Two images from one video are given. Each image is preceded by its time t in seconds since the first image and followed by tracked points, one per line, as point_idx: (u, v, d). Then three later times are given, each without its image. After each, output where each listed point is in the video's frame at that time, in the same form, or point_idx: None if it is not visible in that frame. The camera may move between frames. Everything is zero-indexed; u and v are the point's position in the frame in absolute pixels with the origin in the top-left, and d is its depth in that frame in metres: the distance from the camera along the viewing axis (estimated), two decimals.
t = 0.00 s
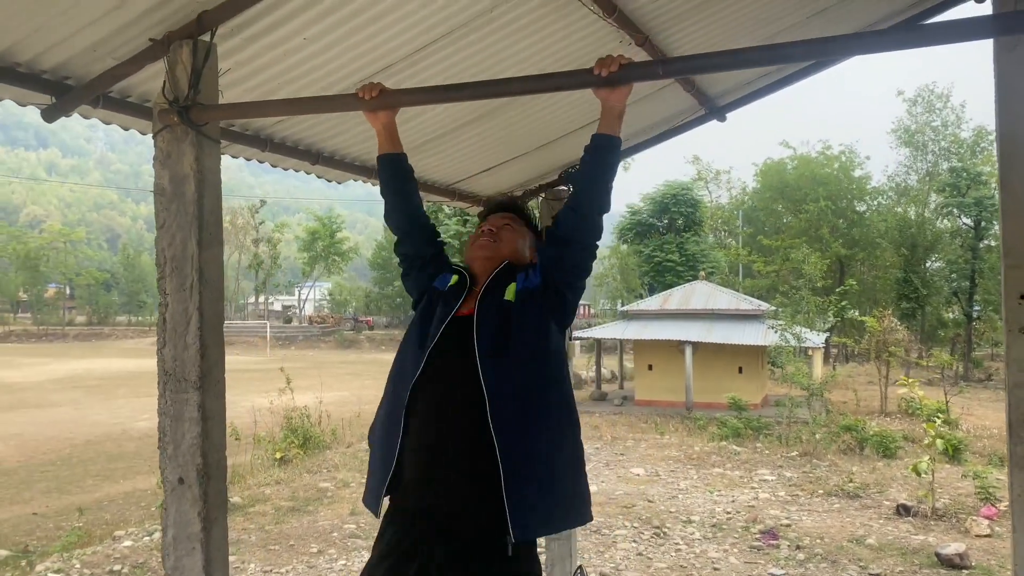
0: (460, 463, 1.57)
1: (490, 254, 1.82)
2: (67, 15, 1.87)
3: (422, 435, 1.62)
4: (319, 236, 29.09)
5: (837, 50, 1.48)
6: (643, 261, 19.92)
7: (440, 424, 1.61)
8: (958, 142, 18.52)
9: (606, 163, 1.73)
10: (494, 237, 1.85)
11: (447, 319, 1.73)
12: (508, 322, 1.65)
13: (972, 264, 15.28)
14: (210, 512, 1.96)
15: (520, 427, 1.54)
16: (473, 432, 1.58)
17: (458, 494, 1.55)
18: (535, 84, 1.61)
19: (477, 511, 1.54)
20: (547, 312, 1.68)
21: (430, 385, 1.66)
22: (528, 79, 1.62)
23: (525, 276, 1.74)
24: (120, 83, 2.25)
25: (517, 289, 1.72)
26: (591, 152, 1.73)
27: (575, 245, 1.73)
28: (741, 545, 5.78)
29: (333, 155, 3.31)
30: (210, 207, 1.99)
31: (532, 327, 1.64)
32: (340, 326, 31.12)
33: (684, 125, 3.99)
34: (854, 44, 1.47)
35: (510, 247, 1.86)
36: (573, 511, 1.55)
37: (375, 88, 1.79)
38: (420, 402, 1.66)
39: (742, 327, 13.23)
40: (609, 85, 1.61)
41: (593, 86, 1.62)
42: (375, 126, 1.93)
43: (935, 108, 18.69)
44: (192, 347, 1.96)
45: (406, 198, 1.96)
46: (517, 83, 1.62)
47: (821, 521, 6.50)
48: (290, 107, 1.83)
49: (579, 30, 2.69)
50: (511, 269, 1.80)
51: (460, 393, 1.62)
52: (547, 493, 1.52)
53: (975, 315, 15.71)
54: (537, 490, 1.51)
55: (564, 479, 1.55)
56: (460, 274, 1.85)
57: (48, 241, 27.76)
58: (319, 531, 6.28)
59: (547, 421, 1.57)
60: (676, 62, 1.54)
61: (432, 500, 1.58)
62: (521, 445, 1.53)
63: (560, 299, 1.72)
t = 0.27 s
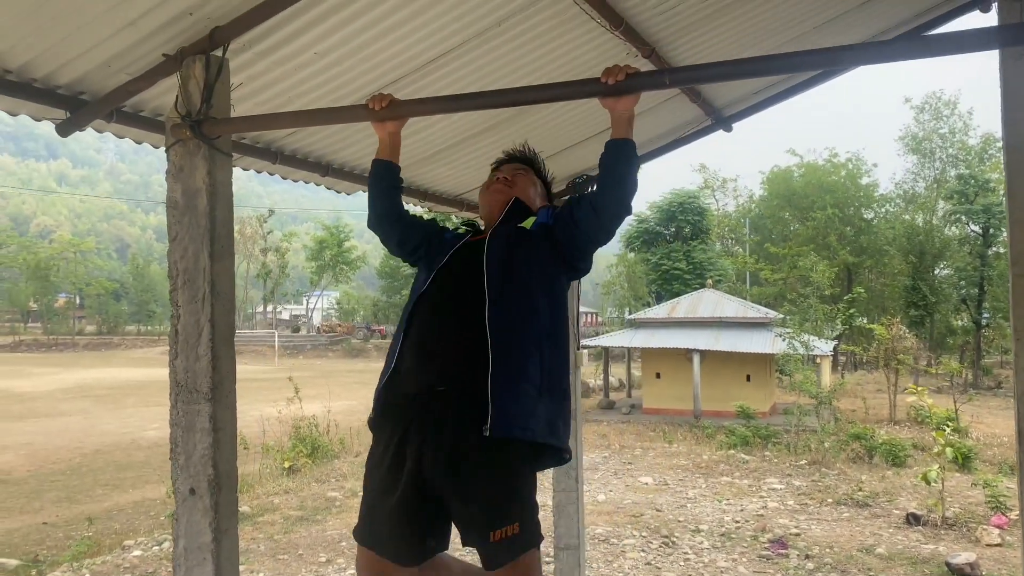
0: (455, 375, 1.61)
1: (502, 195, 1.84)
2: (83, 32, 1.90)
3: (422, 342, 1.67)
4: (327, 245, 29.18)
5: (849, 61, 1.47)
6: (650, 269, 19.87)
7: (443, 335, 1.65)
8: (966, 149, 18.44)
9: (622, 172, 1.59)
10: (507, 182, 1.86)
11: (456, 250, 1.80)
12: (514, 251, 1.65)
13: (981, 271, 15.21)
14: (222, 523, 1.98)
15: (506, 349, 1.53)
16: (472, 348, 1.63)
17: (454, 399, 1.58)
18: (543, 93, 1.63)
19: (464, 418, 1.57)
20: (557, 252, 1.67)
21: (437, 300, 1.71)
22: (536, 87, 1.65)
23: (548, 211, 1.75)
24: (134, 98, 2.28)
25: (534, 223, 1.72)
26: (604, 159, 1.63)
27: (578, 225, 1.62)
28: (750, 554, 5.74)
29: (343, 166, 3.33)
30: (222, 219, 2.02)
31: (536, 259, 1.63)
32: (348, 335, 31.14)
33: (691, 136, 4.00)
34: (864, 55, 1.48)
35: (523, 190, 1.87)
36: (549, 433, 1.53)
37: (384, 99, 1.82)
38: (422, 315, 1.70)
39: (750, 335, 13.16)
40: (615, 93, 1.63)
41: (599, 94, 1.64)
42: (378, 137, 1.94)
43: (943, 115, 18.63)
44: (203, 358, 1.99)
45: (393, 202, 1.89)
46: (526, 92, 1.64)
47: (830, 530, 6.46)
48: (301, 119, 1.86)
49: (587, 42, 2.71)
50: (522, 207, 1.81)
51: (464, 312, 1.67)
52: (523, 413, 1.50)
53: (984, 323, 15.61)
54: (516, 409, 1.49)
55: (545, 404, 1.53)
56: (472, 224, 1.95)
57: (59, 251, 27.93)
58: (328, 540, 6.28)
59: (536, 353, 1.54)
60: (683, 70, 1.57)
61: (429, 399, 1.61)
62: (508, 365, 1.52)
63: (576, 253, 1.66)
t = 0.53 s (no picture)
0: (480, 334, 1.59)
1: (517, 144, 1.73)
2: (91, 43, 1.91)
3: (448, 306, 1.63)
4: (332, 253, 29.24)
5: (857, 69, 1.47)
6: (655, 277, 19.85)
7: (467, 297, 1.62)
8: (972, 156, 18.38)
9: (636, 175, 1.47)
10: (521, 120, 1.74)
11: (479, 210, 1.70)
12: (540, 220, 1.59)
13: (988, 279, 15.13)
14: (228, 533, 1.97)
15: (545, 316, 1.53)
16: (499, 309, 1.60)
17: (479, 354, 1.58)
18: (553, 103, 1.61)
19: (491, 375, 1.56)
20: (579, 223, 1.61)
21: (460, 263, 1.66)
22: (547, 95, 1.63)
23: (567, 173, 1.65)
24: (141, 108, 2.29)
25: (552, 189, 1.62)
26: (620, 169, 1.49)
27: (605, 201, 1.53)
28: (757, 564, 5.67)
29: (349, 176, 3.34)
30: (230, 230, 2.03)
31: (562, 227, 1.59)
32: (352, 343, 31.14)
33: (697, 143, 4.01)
34: (868, 64, 1.48)
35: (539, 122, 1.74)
36: (585, 402, 1.52)
37: (393, 110, 1.82)
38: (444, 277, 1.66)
39: (757, 343, 13.08)
40: (625, 102, 1.62)
41: (608, 103, 1.63)
42: (388, 150, 1.91)
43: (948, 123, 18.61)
44: (210, 369, 1.98)
45: (406, 214, 1.83)
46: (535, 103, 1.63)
47: (838, 540, 6.41)
48: (308, 130, 1.86)
49: (593, 51, 2.72)
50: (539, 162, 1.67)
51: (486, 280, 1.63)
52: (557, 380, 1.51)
53: (991, 330, 15.50)
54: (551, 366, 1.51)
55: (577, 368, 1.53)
56: (481, 181, 1.77)
57: (64, 260, 28.08)
58: (333, 550, 6.24)
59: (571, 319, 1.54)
60: (691, 82, 1.56)
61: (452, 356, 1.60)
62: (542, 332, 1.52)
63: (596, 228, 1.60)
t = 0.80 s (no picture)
0: (511, 314, 1.53)
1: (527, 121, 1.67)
2: (99, 49, 1.92)
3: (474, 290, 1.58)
4: (338, 258, 29.33)
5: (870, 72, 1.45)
6: (662, 283, 19.82)
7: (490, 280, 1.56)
8: (979, 160, 18.30)
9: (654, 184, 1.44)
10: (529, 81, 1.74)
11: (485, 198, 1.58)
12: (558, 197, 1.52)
13: (997, 283, 15.06)
14: (236, 540, 1.97)
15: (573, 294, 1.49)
16: (517, 291, 1.54)
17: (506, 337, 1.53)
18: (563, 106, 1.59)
19: (522, 357, 1.52)
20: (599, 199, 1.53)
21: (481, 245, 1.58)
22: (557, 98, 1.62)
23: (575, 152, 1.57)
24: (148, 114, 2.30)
25: (563, 168, 1.54)
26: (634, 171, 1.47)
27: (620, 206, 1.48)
28: (766, 570, 5.61)
29: (355, 181, 3.34)
30: (237, 236, 2.03)
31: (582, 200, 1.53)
32: (358, 349, 31.08)
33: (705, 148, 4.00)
34: (879, 66, 1.47)
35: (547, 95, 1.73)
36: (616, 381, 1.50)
37: (400, 115, 1.82)
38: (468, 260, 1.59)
39: (765, 348, 13.02)
40: (632, 105, 1.61)
41: (617, 107, 1.61)
42: (394, 157, 1.89)
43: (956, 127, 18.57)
44: (218, 375, 1.98)
45: (413, 220, 1.84)
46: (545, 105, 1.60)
47: (847, 546, 6.36)
48: (318, 134, 1.86)
49: (600, 56, 2.71)
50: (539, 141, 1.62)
51: (500, 264, 1.55)
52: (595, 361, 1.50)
53: (1000, 335, 15.40)
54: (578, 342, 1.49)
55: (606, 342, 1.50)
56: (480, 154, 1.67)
57: (73, 266, 28.31)
58: (341, 556, 6.21)
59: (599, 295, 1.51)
60: (703, 84, 1.56)
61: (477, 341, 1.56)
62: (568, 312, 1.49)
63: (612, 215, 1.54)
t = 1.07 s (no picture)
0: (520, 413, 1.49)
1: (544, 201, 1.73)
2: (111, 49, 1.92)
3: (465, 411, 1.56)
4: (350, 260, 29.39)
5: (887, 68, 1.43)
6: (674, 284, 19.74)
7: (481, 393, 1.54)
8: (995, 160, 18.05)
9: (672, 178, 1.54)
10: (551, 180, 1.76)
11: (501, 254, 1.65)
12: (558, 277, 1.53)
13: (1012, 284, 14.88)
14: (248, 540, 1.95)
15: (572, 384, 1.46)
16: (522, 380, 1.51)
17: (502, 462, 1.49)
18: (579, 103, 1.61)
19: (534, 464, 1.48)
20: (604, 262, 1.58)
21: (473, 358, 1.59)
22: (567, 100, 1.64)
23: (594, 218, 1.65)
24: (160, 114, 2.30)
25: (579, 233, 1.61)
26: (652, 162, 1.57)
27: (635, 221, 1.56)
28: (779, 572, 5.56)
29: (367, 181, 3.33)
30: (250, 236, 2.03)
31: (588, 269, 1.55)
32: (370, 350, 31.12)
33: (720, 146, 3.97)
34: (897, 63, 1.44)
35: (567, 198, 1.76)
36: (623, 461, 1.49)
37: (413, 114, 1.81)
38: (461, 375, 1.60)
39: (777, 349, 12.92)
40: (649, 103, 1.60)
41: (633, 104, 1.61)
42: (409, 154, 1.91)
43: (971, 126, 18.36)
44: (231, 375, 1.97)
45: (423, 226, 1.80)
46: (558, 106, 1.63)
47: (862, 548, 6.29)
48: (330, 134, 1.85)
49: (614, 54, 2.69)
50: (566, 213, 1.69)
51: (505, 339, 1.55)
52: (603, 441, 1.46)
53: (1016, 336, 15.20)
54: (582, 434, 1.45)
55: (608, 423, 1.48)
56: (510, 228, 1.73)
57: (85, 268, 28.56)
58: (353, 557, 6.21)
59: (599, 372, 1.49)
60: (717, 80, 1.52)
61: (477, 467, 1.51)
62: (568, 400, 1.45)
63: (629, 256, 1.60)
